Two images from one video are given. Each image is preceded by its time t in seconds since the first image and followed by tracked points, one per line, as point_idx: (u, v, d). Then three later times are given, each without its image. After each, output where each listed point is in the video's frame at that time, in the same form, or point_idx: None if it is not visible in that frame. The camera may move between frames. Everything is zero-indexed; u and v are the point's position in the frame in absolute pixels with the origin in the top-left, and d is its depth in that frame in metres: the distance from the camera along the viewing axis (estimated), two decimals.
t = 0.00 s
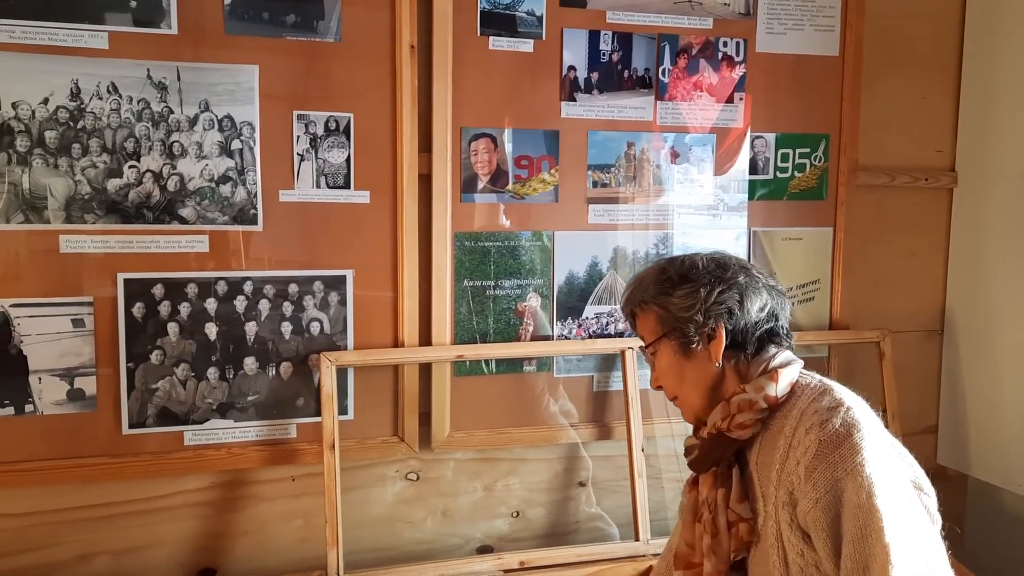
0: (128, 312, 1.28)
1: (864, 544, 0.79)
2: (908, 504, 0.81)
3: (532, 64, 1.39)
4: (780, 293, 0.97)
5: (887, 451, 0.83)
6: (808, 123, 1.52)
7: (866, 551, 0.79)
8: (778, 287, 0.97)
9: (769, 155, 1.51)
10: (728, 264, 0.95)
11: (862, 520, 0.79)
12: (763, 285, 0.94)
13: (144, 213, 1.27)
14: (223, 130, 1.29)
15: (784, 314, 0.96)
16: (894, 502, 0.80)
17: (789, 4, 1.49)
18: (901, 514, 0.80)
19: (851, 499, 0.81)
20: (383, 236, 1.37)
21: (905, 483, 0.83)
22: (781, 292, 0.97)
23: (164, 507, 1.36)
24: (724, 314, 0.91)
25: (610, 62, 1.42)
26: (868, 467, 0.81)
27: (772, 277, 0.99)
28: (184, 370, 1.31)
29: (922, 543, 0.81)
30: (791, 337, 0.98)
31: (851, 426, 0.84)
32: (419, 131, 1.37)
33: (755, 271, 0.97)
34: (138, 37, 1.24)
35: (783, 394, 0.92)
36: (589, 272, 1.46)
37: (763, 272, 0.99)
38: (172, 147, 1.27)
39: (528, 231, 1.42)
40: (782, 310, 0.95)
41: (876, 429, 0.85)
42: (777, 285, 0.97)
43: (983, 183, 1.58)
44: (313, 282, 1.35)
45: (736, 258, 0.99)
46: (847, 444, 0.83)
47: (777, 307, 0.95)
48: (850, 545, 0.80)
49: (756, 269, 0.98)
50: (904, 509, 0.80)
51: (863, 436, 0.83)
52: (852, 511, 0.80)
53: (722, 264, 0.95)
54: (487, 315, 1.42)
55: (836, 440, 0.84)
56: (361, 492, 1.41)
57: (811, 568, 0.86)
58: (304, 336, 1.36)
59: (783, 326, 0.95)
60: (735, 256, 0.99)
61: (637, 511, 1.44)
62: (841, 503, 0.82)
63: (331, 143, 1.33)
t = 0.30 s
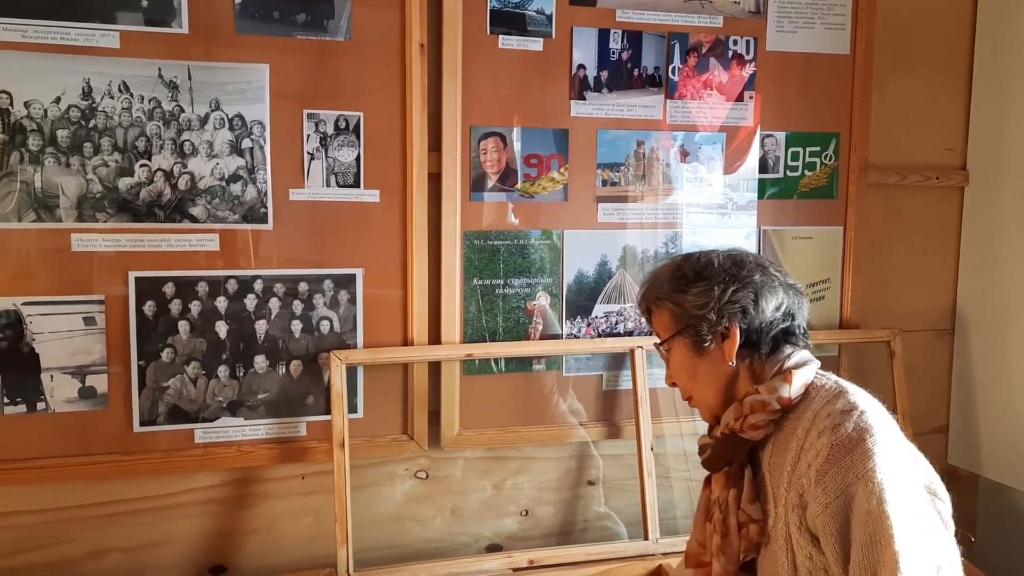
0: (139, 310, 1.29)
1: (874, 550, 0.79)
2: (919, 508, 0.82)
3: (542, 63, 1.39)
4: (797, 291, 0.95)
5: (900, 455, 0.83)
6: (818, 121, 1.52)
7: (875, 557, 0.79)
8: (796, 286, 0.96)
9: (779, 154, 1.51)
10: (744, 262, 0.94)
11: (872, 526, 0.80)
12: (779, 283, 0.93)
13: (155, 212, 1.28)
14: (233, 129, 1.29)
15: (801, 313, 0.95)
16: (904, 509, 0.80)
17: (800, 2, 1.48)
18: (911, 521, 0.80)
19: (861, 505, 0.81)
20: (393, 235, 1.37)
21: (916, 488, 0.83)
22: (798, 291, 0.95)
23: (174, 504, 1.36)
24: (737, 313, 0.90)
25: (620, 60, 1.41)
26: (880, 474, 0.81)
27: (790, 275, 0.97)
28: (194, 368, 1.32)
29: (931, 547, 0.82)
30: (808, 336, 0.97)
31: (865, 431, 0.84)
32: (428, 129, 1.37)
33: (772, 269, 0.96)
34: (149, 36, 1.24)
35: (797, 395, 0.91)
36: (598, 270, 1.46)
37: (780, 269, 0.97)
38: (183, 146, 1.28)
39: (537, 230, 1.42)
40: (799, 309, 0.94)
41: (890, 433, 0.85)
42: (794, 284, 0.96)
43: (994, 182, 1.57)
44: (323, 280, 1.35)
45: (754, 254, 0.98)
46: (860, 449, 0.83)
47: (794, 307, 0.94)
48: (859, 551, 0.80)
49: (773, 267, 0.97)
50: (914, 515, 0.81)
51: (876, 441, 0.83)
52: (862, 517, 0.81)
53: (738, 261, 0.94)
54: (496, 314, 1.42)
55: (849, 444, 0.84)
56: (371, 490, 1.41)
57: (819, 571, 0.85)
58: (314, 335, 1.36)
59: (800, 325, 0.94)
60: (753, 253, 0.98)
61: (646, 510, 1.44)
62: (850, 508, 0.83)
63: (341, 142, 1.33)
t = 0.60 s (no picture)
0: (149, 309, 1.29)
1: (893, 567, 0.81)
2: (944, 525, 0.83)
3: (550, 61, 1.39)
4: (843, 287, 0.95)
5: (933, 471, 0.84)
6: (827, 120, 1.52)
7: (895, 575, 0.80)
8: (842, 282, 0.95)
9: (788, 153, 1.51)
10: (787, 257, 0.94)
11: (895, 545, 0.81)
12: (824, 280, 0.93)
13: (165, 210, 1.28)
14: (243, 128, 1.30)
15: (847, 310, 0.94)
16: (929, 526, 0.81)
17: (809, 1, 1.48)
18: (936, 542, 0.81)
19: (887, 522, 0.82)
20: (401, 234, 1.37)
21: (944, 506, 0.84)
22: (845, 287, 0.95)
23: (184, 502, 1.37)
24: (778, 310, 0.91)
25: (628, 59, 1.41)
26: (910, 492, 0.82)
27: (837, 270, 0.96)
28: (204, 366, 1.32)
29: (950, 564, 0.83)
30: (853, 333, 0.97)
31: (901, 446, 0.84)
32: (437, 128, 1.37)
33: (817, 264, 0.95)
34: (160, 35, 1.25)
35: (836, 400, 0.91)
36: (607, 269, 1.46)
37: (826, 264, 0.97)
38: (193, 145, 1.28)
39: (545, 228, 1.42)
40: (844, 307, 0.94)
41: (928, 449, 0.85)
42: (841, 279, 0.95)
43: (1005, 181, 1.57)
44: (332, 279, 1.35)
45: (799, 248, 0.98)
46: (893, 463, 0.83)
47: (839, 304, 0.93)
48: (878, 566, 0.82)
49: (818, 261, 0.96)
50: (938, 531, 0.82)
51: (910, 458, 0.83)
52: (885, 533, 0.82)
53: (782, 256, 0.94)
54: (504, 313, 1.42)
55: (882, 458, 0.84)
56: (379, 489, 1.41)
57: None
58: (322, 333, 1.36)
59: (844, 323, 0.94)
60: (798, 247, 0.97)
61: (654, 509, 1.44)
62: (875, 522, 0.84)
63: (350, 140, 1.33)
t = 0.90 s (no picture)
0: (154, 308, 1.29)
1: None
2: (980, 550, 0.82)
3: (557, 60, 1.38)
4: (889, 285, 0.93)
5: (971, 493, 0.83)
6: (835, 118, 1.51)
7: None
8: (888, 280, 0.94)
9: (796, 152, 1.50)
10: (829, 255, 0.93)
11: (922, 567, 0.80)
12: (868, 279, 0.91)
13: (171, 209, 1.28)
14: (249, 127, 1.29)
15: (893, 309, 0.93)
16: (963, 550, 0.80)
17: None
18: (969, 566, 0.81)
19: (915, 543, 0.81)
20: (407, 233, 1.37)
21: (981, 530, 0.83)
22: (890, 285, 0.93)
23: (190, 500, 1.37)
24: (818, 313, 0.90)
25: (635, 58, 1.41)
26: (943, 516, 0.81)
27: (883, 266, 0.95)
28: (209, 365, 1.32)
29: None
30: (899, 331, 0.95)
31: (938, 467, 0.83)
32: (443, 127, 1.37)
33: (861, 262, 0.94)
34: (165, 34, 1.25)
35: (877, 409, 0.92)
36: (613, 269, 1.45)
37: (871, 260, 0.95)
38: (199, 144, 1.28)
39: (552, 227, 1.42)
40: (890, 306, 0.92)
41: (967, 471, 0.84)
42: (886, 277, 0.94)
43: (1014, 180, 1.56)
44: (337, 278, 1.35)
45: (841, 243, 0.96)
46: (926, 483, 0.83)
47: (884, 304, 0.92)
48: None
49: (863, 258, 0.95)
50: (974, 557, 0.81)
51: (946, 478, 0.82)
52: (913, 554, 0.82)
53: (823, 255, 0.93)
54: (510, 312, 1.42)
55: (917, 477, 0.84)
56: (385, 488, 1.41)
57: None
58: (328, 332, 1.36)
59: (890, 324, 0.93)
60: (841, 242, 0.96)
61: (660, 509, 1.44)
62: (905, 542, 0.83)
63: (355, 139, 1.33)
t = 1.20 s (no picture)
0: (161, 307, 1.30)
1: None
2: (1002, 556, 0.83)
3: (561, 60, 1.38)
4: (920, 287, 0.93)
5: (998, 502, 0.84)
6: (840, 118, 1.51)
7: None
8: (919, 281, 0.94)
9: (800, 151, 1.50)
10: (859, 256, 0.93)
11: None
12: (898, 281, 0.91)
13: (177, 209, 1.28)
14: (254, 127, 1.30)
15: (924, 311, 0.93)
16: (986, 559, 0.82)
17: None
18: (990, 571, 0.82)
19: (938, 554, 0.83)
20: (412, 233, 1.37)
21: (1005, 538, 0.84)
22: (922, 287, 0.93)
23: (196, 499, 1.37)
24: (849, 316, 0.90)
25: (640, 58, 1.41)
26: (969, 528, 0.82)
27: (913, 267, 0.95)
28: (215, 364, 1.33)
29: None
30: (931, 332, 0.95)
31: (966, 478, 0.84)
32: (448, 126, 1.37)
33: (892, 263, 0.94)
34: (172, 35, 1.25)
35: (906, 416, 0.91)
36: (618, 268, 1.46)
37: (902, 260, 0.95)
38: (205, 144, 1.28)
39: (556, 226, 1.42)
40: (921, 308, 0.93)
41: (995, 480, 0.85)
42: (918, 278, 0.94)
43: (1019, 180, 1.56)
44: (342, 278, 1.36)
45: (872, 243, 0.96)
46: (954, 494, 0.84)
47: (916, 306, 0.92)
48: None
49: (893, 258, 0.94)
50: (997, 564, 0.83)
51: (973, 490, 0.83)
52: (934, 562, 0.83)
53: (853, 256, 0.93)
54: (515, 311, 1.42)
55: (944, 488, 0.85)
56: (390, 487, 1.42)
57: None
58: (333, 332, 1.37)
59: (922, 326, 0.93)
60: (871, 242, 0.96)
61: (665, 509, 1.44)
62: (926, 549, 0.85)
63: (361, 139, 1.34)
